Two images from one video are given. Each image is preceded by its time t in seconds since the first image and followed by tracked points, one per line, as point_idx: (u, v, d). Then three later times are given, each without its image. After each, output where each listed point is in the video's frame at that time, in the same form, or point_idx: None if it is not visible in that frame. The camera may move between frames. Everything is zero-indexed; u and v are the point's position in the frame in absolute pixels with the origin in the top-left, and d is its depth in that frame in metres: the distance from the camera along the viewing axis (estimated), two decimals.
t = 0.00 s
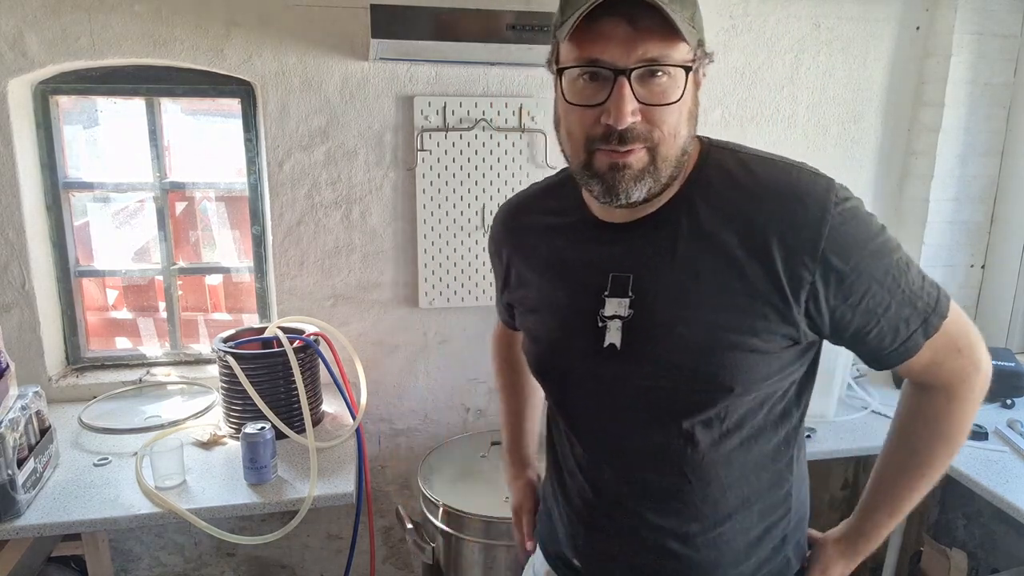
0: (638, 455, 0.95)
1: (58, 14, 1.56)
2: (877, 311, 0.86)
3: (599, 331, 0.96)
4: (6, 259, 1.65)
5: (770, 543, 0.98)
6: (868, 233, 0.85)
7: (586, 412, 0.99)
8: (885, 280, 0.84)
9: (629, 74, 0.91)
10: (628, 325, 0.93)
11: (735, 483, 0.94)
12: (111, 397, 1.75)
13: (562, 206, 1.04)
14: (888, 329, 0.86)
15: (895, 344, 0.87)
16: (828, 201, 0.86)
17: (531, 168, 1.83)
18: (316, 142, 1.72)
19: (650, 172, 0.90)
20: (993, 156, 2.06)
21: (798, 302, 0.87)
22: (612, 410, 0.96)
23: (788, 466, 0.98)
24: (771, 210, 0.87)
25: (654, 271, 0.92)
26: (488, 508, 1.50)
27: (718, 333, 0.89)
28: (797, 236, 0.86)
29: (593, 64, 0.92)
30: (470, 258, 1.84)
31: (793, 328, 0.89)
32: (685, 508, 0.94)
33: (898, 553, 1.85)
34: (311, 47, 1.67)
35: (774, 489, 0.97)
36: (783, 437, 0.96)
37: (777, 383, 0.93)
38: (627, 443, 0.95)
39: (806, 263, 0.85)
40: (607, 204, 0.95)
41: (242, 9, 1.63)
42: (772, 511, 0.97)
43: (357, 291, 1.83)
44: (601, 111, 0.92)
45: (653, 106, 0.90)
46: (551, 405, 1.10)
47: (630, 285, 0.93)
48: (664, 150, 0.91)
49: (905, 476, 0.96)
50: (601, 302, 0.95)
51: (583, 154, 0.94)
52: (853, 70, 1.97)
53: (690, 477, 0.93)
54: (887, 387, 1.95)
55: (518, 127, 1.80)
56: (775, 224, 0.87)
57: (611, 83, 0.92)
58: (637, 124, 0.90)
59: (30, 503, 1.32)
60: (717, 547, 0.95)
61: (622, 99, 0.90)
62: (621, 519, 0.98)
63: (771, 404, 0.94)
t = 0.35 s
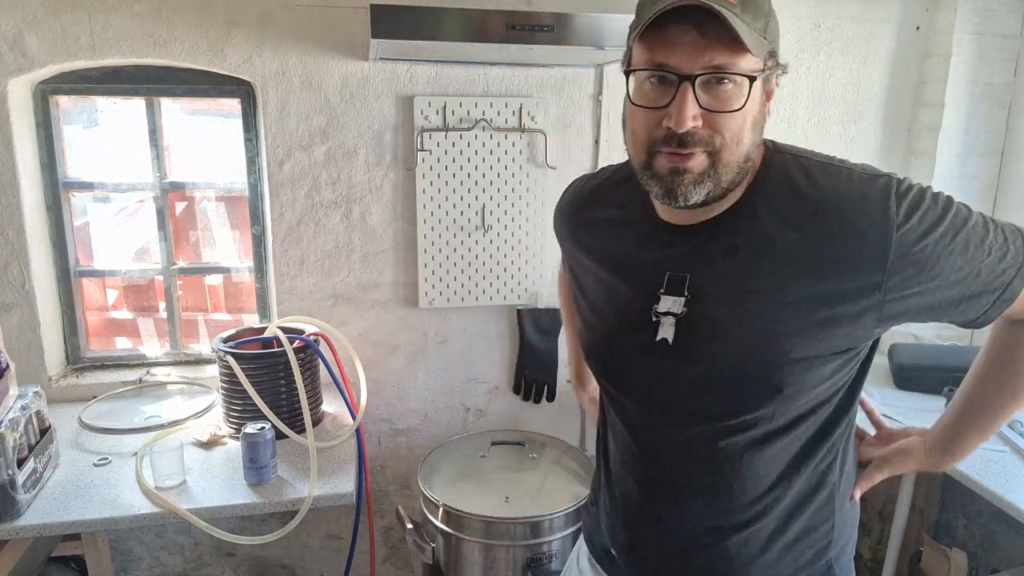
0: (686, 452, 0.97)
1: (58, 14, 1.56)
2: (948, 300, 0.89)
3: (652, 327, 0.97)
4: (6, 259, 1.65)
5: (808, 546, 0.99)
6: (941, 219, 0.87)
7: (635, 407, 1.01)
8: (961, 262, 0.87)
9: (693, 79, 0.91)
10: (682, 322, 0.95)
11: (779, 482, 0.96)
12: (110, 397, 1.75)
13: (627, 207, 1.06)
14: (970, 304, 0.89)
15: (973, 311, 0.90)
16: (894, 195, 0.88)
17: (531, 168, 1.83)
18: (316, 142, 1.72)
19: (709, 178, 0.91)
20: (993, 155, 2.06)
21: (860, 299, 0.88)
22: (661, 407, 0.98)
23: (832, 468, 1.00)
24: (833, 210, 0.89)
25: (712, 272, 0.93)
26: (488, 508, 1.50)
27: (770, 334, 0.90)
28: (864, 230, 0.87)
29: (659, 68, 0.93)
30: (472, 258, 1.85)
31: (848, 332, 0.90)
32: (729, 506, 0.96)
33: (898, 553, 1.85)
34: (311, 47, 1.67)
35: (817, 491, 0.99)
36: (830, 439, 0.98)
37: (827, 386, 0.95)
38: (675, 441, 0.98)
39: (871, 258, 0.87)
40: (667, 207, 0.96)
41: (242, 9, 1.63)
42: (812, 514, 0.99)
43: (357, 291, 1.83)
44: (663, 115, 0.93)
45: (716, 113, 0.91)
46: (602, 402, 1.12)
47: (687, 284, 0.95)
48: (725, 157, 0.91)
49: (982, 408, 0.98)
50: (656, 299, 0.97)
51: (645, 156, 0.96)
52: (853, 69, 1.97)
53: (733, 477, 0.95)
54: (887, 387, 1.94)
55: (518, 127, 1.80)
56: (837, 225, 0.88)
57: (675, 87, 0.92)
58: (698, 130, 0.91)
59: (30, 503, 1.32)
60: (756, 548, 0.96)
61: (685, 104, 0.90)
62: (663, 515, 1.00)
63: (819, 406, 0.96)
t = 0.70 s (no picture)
0: (707, 447, 0.97)
1: (59, 14, 1.56)
2: (980, 303, 0.88)
3: (678, 318, 0.99)
4: (6, 259, 1.66)
5: (818, 547, 0.99)
6: (977, 226, 0.86)
7: (658, 400, 1.02)
8: (995, 266, 0.87)
9: (729, 79, 0.91)
10: (707, 313, 0.96)
11: (796, 480, 0.96)
12: (110, 397, 1.75)
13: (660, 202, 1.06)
14: (1005, 308, 0.89)
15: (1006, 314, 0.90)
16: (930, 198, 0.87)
17: (531, 168, 1.84)
18: (316, 142, 1.73)
19: (741, 178, 0.91)
20: (993, 155, 2.06)
21: (887, 301, 0.89)
22: (684, 400, 0.99)
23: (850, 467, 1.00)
24: (864, 212, 0.88)
25: (739, 267, 0.94)
26: (488, 508, 1.50)
27: (794, 331, 0.91)
28: (894, 231, 0.87)
29: (696, 66, 0.93)
30: (472, 258, 1.85)
31: (874, 333, 0.90)
32: (745, 504, 0.96)
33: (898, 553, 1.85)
34: (311, 47, 1.68)
35: (833, 490, 0.99)
36: (851, 436, 0.99)
37: (852, 386, 0.95)
38: (695, 436, 0.98)
39: (900, 259, 0.87)
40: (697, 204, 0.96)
41: (242, 10, 1.63)
42: (827, 515, 0.99)
43: (357, 291, 1.83)
44: (697, 113, 0.93)
45: (750, 112, 0.90)
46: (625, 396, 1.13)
47: (714, 277, 0.96)
48: (758, 158, 0.91)
49: (1004, 390, 0.99)
50: (683, 290, 0.99)
51: (678, 153, 0.96)
52: (853, 69, 1.97)
53: (751, 474, 0.95)
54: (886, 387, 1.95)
55: (518, 128, 1.81)
56: (868, 225, 0.88)
57: (710, 86, 0.92)
58: (732, 129, 0.91)
59: (30, 503, 1.32)
60: (768, 546, 0.97)
61: (719, 102, 0.90)
62: (677, 508, 1.01)
63: (843, 406, 0.96)
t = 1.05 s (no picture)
0: (721, 446, 0.97)
1: (59, 14, 1.56)
2: (999, 312, 0.87)
3: (693, 314, 0.99)
4: (6, 259, 1.66)
5: (824, 546, 1.00)
6: (1000, 235, 0.85)
7: (671, 397, 1.02)
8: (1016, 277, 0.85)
9: (756, 72, 0.91)
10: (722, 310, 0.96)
11: (807, 478, 0.96)
12: (111, 397, 1.75)
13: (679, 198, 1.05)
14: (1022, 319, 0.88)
15: None
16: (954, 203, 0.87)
17: (531, 168, 1.84)
18: (316, 142, 1.73)
19: (766, 170, 0.91)
20: (993, 155, 2.07)
21: (906, 305, 0.89)
22: (699, 397, 0.99)
23: (859, 466, 1.01)
24: (887, 214, 0.88)
25: (752, 265, 0.94)
26: (488, 508, 1.50)
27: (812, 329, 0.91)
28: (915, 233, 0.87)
29: (723, 58, 0.93)
30: (472, 258, 1.85)
31: (887, 336, 0.91)
32: (756, 501, 0.96)
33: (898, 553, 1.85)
34: (312, 47, 1.68)
35: (842, 488, 0.99)
36: (861, 435, 0.99)
37: (865, 386, 0.96)
38: (708, 434, 0.98)
39: (919, 261, 0.86)
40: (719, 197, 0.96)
41: (242, 10, 1.63)
42: (835, 513, 0.99)
43: (357, 290, 1.83)
44: (723, 105, 0.93)
45: (777, 105, 0.90)
46: (634, 394, 1.13)
47: (732, 274, 0.95)
48: (783, 151, 0.91)
49: (1008, 396, 0.99)
50: (699, 285, 0.98)
51: (701, 145, 0.96)
52: (853, 69, 1.97)
53: (763, 472, 0.95)
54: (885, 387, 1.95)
55: (518, 128, 1.81)
56: (888, 227, 0.88)
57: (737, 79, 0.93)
58: (758, 121, 0.91)
59: (30, 503, 1.32)
60: (777, 545, 0.97)
61: (746, 95, 0.90)
62: (687, 505, 1.01)
63: (855, 405, 0.97)
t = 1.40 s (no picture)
0: (713, 439, 0.97)
1: (59, 14, 1.56)
2: (990, 306, 0.86)
3: (686, 308, 0.99)
4: (6, 259, 1.66)
5: (816, 539, 1.00)
6: (985, 228, 0.84)
7: (664, 392, 1.02)
8: (1005, 271, 0.84)
9: (748, 71, 0.91)
10: (715, 304, 0.96)
11: (798, 471, 0.96)
12: (110, 397, 1.75)
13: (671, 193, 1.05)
14: (1014, 315, 0.86)
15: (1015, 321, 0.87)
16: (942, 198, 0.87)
17: (531, 168, 1.84)
18: (316, 142, 1.73)
19: (759, 169, 0.91)
20: (992, 155, 2.07)
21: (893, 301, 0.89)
22: (692, 390, 0.99)
23: (851, 460, 1.00)
24: (876, 209, 0.89)
25: (749, 264, 0.94)
26: (488, 508, 1.50)
27: (806, 321, 0.91)
28: (902, 227, 0.87)
29: (715, 58, 0.93)
30: (472, 258, 1.85)
31: (878, 329, 0.91)
32: (748, 494, 0.96)
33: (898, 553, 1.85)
34: (312, 47, 1.68)
35: (834, 482, 0.99)
36: (853, 428, 0.99)
37: (856, 379, 0.96)
38: (700, 426, 0.98)
39: (907, 255, 0.87)
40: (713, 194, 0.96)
41: (242, 10, 1.63)
42: (827, 507, 0.99)
43: (357, 290, 1.83)
44: (716, 104, 0.93)
45: (769, 104, 0.91)
46: (627, 389, 1.13)
47: (724, 269, 0.96)
48: (775, 148, 0.91)
49: (993, 394, 0.99)
50: (692, 280, 0.99)
51: (694, 144, 0.96)
52: (853, 69, 1.97)
53: (755, 465, 0.95)
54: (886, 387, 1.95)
55: (518, 128, 1.81)
56: (880, 222, 0.88)
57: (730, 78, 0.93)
58: (751, 120, 0.91)
59: (30, 503, 1.32)
60: (769, 538, 0.97)
61: (738, 95, 0.91)
62: (679, 499, 1.01)
63: (846, 398, 0.97)
